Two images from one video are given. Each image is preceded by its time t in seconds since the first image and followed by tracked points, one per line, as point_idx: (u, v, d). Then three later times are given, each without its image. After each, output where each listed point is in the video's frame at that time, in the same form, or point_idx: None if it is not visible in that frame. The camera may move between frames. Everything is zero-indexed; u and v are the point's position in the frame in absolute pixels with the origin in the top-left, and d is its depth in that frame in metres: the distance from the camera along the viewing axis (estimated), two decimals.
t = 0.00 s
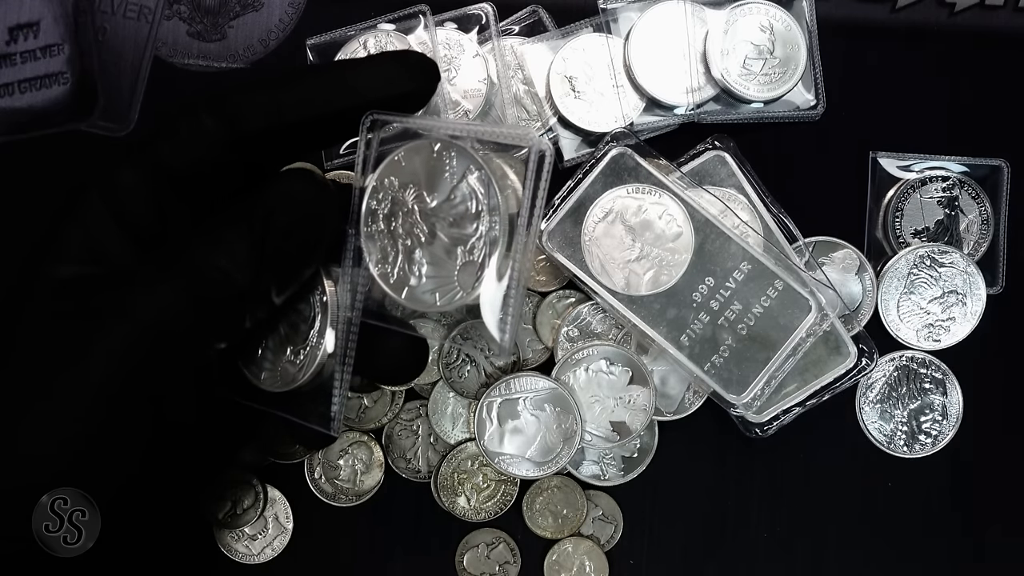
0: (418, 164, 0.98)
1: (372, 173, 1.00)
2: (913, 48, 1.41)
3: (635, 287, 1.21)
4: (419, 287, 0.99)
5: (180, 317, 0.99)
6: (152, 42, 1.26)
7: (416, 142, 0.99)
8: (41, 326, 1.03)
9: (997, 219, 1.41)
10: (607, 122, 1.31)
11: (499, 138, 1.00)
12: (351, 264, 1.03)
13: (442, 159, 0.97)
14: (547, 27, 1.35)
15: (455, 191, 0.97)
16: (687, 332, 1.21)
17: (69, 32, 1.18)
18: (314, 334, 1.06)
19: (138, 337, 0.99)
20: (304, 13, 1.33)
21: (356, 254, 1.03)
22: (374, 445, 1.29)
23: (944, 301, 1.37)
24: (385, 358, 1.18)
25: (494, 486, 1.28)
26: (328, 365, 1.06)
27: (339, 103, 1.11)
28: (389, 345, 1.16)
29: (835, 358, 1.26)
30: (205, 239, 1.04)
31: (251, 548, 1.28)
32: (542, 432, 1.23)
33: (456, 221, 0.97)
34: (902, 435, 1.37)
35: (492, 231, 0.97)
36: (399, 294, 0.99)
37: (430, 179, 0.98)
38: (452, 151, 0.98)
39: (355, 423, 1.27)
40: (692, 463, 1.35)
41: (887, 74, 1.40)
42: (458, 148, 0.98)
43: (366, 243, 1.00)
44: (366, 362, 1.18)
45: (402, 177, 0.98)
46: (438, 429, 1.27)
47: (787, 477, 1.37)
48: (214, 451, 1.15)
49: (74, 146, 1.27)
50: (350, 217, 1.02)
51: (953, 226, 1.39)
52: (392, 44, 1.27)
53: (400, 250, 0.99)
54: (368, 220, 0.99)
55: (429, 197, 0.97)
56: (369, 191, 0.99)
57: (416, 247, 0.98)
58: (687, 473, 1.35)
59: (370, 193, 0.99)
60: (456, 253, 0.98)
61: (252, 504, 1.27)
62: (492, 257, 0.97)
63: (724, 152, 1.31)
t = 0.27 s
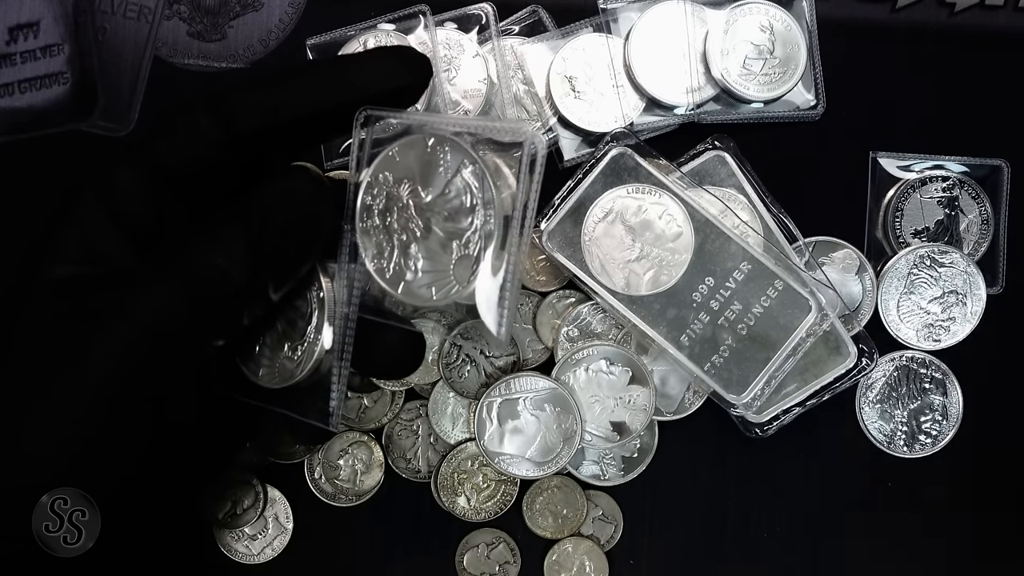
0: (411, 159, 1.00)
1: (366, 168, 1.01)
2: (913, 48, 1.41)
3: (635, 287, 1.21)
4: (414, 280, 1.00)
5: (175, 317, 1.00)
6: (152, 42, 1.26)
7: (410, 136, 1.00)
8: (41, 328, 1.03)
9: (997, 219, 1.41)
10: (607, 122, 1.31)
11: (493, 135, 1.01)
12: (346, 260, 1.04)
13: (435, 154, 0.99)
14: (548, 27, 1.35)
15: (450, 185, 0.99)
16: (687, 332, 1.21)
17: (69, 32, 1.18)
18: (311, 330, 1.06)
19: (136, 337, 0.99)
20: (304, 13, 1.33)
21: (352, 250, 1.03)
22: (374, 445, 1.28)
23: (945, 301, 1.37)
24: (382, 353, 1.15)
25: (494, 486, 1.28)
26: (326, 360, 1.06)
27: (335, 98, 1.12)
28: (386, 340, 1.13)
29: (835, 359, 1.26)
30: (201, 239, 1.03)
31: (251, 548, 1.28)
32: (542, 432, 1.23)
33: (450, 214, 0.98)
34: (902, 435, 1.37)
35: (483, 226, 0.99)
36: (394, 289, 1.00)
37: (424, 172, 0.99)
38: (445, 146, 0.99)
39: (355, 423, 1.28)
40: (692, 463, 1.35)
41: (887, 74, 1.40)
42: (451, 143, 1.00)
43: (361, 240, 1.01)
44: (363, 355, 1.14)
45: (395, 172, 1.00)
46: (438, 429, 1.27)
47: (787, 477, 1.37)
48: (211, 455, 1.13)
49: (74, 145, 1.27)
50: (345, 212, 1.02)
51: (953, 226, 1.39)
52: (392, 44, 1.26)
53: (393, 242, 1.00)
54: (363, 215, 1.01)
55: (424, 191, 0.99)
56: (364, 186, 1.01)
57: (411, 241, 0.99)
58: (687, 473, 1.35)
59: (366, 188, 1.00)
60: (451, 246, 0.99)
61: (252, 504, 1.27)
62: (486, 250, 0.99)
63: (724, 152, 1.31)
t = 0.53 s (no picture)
0: (388, 139, 0.99)
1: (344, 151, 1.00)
2: (913, 48, 1.41)
3: (635, 287, 1.21)
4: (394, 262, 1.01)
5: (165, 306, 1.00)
6: (151, 42, 1.26)
7: (387, 117, 1.00)
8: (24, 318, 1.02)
9: (997, 219, 1.41)
10: (607, 122, 1.31)
11: (470, 118, 1.02)
12: (329, 243, 1.04)
13: (411, 135, 0.99)
14: (548, 27, 1.35)
15: (427, 164, 0.99)
16: (687, 332, 1.21)
17: (68, 32, 1.23)
18: (296, 313, 1.06)
19: (124, 324, 1.00)
20: (304, 14, 1.33)
21: (334, 233, 1.04)
22: (374, 445, 1.28)
23: (945, 301, 1.37)
24: (364, 335, 1.15)
25: (493, 486, 1.28)
26: (311, 344, 1.05)
27: (312, 81, 1.10)
28: (368, 323, 1.15)
29: (834, 359, 1.26)
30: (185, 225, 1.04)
31: (251, 548, 1.28)
32: (542, 432, 1.23)
33: (427, 194, 0.99)
34: (903, 435, 1.37)
35: (461, 204, 1.00)
36: (375, 270, 1.01)
37: (400, 153, 0.99)
38: (421, 125, 0.99)
39: (355, 422, 1.28)
40: (692, 463, 1.35)
41: (886, 74, 1.40)
42: (427, 121, 0.99)
43: (341, 222, 1.00)
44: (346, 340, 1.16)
45: (373, 153, 0.99)
46: (438, 429, 1.27)
47: (787, 477, 1.37)
48: (202, 435, 1.18)
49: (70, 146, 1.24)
50: (326, 195, 1.03)
51: (953, 226, 1.39)
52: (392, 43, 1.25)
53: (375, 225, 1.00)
54: (342, 196, 1.00)
55: (401, 171, 0.99)
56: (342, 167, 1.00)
57: (389, 222, 1.00)
58: (687, 473, 1.35)
59: (345, 170, 1.00)
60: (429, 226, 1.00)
61: (252, 504, 1.27)
62: (464, 226, 1.00)
63: (724, 152, 1.31)
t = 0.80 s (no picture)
0: (386, 144, 1.01)
1: (342, 154, 1.03)
2: (913, 48, 1.41)
3: (635, 287, 1.21)
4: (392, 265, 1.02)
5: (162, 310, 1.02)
6: (152, 42, 1.27)
7: (384, 122, 1.01)
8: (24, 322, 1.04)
9: (997, 219, 1.41)
10: (607, 122, 1.31)
11: (471, 122, 1.02)
12: (328, 246, 1.04)
13: (409, 138, 1.01)
14: (548, 27, 1.35)
15: (424, 171, 1.00)
16: (687, 332, 1.21)
17: (68, 32, 1.22)
18: (296, 316, 1.04)
19: (120, 331, 1.01)
20: (304, 14, 1.33)
21: (332, 236, 1.04)
22: (374, 445, 1.28)
23: (945, 301, 1.37)
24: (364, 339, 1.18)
25: (493, 486, 1.28)
26: (310, 347, 1.04)
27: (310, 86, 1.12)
28: (369, 326, 1.18)
29: (834, 359, 1.26)
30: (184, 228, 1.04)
31: (251, 548, 1.28)
32: (542, 432, 1.22)
33: (426, 197, 1.00)
34: (903, 435, 1.37)
35: (458, 211, 1.01)
36: (375, 272, 1.02)
37: (399, 157, 1.01)
38: (419, 130, 1.01)
39: (355, 422, 1.28)
40: (692, 463, 1.35)
41: (886, 74, 1.40)
42: (424, 127, 1.01)
43: (339, 225, 1.02)
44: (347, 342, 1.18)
45: (371, 158, 1.01)
46: (438, 429, 1.27)
47: (787, 477, 1.37)
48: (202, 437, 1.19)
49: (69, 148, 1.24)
50: (324, 199, 1.03)
51: (953, 226, 1.39)
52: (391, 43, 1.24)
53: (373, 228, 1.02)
54: (339, 201, 1.02)
55: (399, 175, 1.00)
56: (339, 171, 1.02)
57: (389, 225, 1.01)
58: (687, 473, 1.35)
59: (342, 175, 1.01)
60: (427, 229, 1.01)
61: (252, 504, 1.27)
62: (463, 230, 1.01)
63: (724, 152, 1.31)
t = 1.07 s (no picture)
0: (378, 136, 1.03)
1: (336, 147, 1.05)
2: (913, 48, 1.41)
3: (635, 287, 1.20)
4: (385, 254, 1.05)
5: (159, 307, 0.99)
6: (151, 42, 1.25)
7: (377, 115, 1.03)
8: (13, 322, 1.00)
9: (997, 219, 1.41)
10: (607, 122, 1.31)
11: (468, 117, 1.05)
12: (322, 239, 1.08)
13: (402, 131, 1.03)
14: (547, 27, 1.35)
15: (416, 162, 1.03)
16: (687, 332, 1.21)
17: (68, 32, 1.24)
18: (292, 309, 1.09)
19: (116, 330, 0.98)
20: (304, 14, 1.32)
21: (326, 229, 1.08)
22: (374, 445, 1.28)
23: (945, 301, 1.37)
24: (361, 329, 1.19)
25: (493, 486, 1.28)
26: (307, 340, 1.09)
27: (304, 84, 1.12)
28: (365, 316, 1.19)
29: (834, 359, 1.26)
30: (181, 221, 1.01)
31: (251, 548, 1.28)
32: (542, 432, 1.22)
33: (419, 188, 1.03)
34: (903, 435, 1.37)
35: (449, 202, 1.03)
36: (371, 263, 1.06)
37: (392, 150, 1.03)
38: (411, 122, 1.03)
39: (355, 422, 1.28)
40: (693, 463, 1.35)
41: (887, 74, 1.40)
42: (416, 118, 1.03)
43: (333, 217, 1.06)
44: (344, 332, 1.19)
45: (364, 151, 1.03)
46: (437, 429, 1.27)
47: (787, 477, 1.37)
48: (194, 431, 1.20)
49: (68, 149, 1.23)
50: (317, 193, 1.07)
51: (953, 226, 1.39)
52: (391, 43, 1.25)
53: (370, 219, 1.05)
54: (333, 194, 1.05)
55: (393, 167, 1.03)
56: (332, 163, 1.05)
57: (384, 217, 1.04)
58: (688, 473, 1.35)
59: (335, 167, 1.04)
60: (419, 217, 1.04)
61: (252, 504, 1.27)
62: (457, 219, 1.04)
63: (724, 152, 1.31)
